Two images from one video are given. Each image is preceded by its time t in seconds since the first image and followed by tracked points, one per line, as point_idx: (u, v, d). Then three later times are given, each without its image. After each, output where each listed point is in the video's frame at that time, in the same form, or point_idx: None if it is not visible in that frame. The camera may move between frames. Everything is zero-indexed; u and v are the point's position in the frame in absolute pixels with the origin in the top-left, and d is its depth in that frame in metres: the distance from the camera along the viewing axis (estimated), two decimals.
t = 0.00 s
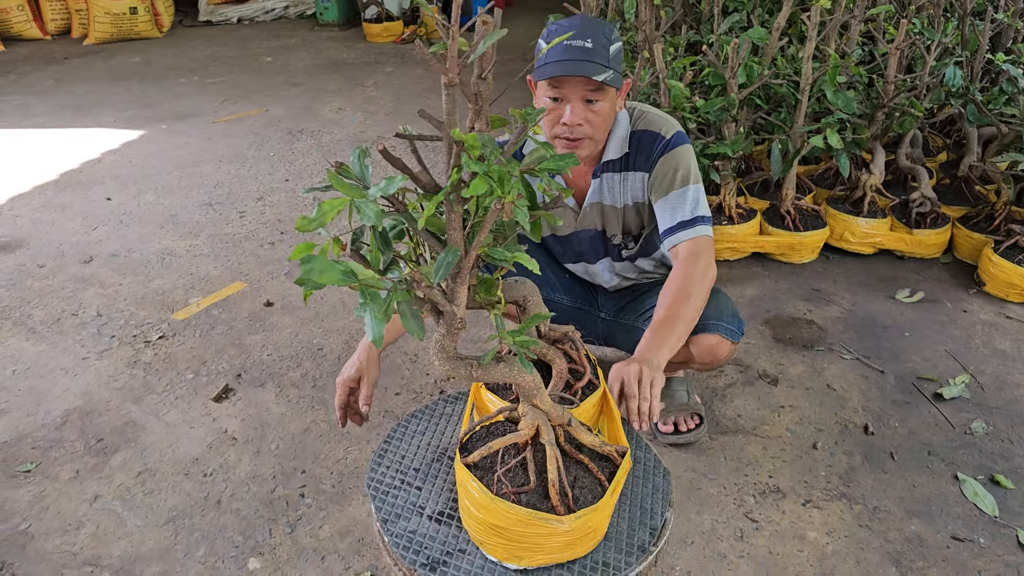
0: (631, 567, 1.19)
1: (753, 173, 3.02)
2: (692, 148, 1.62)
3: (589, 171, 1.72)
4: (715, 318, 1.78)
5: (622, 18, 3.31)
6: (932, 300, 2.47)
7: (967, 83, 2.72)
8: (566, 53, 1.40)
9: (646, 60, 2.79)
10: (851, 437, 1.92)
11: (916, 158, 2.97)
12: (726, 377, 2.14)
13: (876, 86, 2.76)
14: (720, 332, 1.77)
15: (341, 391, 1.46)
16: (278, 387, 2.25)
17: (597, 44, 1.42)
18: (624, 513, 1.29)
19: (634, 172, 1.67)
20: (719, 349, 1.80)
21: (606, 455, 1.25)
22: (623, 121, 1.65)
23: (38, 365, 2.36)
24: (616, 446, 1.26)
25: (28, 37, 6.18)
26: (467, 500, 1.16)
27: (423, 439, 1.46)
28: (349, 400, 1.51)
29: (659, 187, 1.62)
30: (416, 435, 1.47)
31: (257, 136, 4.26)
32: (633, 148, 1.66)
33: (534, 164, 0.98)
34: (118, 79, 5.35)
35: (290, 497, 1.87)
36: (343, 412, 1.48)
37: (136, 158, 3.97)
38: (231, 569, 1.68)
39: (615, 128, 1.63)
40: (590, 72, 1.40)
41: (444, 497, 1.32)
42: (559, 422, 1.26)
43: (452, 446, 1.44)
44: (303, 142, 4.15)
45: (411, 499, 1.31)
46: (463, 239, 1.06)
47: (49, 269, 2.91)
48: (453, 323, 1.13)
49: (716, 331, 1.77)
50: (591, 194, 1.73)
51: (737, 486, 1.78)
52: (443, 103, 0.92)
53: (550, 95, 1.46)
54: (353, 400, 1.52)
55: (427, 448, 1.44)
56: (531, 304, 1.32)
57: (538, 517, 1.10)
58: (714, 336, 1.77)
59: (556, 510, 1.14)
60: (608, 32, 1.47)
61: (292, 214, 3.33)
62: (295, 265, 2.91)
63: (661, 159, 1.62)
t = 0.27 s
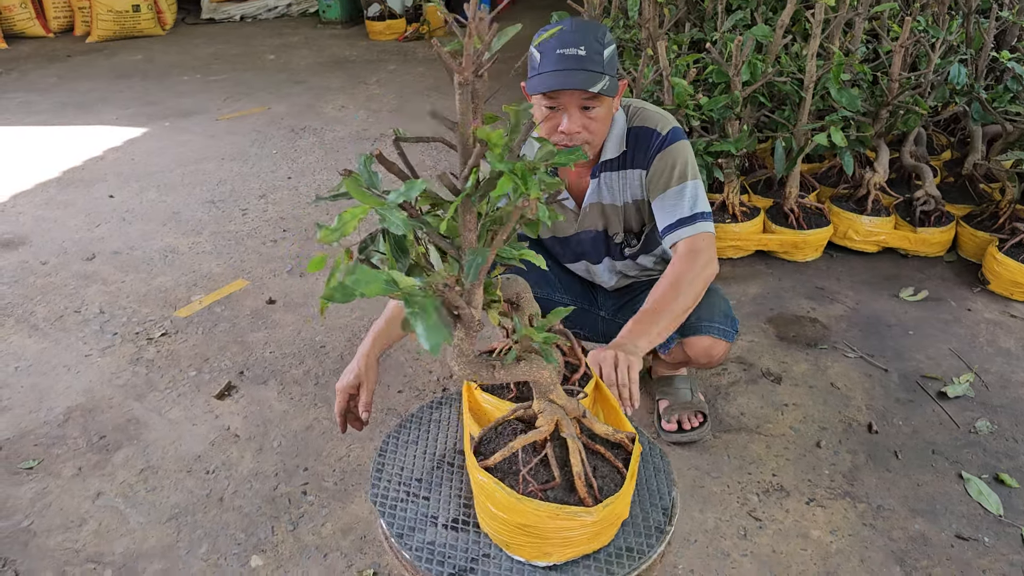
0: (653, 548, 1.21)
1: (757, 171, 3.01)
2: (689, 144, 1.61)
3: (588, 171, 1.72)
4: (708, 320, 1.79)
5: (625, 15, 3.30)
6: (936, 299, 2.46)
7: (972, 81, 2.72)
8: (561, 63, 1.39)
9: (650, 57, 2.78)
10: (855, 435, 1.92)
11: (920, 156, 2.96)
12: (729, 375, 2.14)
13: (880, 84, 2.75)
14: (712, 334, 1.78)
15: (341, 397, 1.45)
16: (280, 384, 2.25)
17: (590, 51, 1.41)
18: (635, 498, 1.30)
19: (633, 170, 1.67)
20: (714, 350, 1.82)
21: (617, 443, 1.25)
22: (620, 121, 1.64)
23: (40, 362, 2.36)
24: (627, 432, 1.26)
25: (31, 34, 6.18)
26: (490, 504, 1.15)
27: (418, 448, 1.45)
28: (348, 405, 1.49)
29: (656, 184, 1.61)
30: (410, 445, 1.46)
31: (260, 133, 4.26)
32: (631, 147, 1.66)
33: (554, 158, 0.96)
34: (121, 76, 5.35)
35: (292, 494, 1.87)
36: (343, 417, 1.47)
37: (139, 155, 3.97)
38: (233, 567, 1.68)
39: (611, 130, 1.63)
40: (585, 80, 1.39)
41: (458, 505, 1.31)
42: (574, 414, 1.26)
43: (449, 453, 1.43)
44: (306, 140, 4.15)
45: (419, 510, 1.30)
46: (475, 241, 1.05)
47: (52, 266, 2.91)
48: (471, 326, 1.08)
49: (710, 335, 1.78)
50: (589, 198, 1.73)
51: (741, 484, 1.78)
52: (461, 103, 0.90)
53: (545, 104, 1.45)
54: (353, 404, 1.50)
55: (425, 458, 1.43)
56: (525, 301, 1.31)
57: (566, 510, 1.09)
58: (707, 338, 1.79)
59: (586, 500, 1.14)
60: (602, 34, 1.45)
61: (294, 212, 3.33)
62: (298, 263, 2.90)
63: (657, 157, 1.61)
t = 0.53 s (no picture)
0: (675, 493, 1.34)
1: (759, 170, 3.00)
2: (689, 154, 1.61)
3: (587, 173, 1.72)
4: (686, 326, 1.81)
5: (627, 14, 3.30)
6: (938, 298, 2.45)
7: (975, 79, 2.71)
8: (562, 69, 1.40)
9: (652, 55, 2.78)
10: (856, 434, 1.91)
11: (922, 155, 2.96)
12: (730, 374, 2.13)
13: (883, 83, 2.75)
14: (691, 339, 1.82)
15: (342, 393, 1.47)
16: (281, 382, 2.25)
17: (591, 57, 1.40)
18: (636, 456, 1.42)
19: (631, 176, 1.67)
20: (696, 353, 1.86)
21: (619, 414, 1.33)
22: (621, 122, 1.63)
23: (41, 359, 2.36)
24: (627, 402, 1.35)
25: (33, 32, 6.18)
26: (554, 507, 1.15)
27: (407, 484, 1.36)
28: (350, 401, 1.50)
29: (651, 192, 1.61)
30: (400, 482, 1.36)
31: (261, 131, 4.26)
32: (631, 152, 1.65)
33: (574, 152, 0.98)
34: (122, 74, 5.35)
35: (292, 491, 1.87)
36: (345, 412, 1.49)
37: (140, 153, 3.97)
38: (233, 565, 1.68)
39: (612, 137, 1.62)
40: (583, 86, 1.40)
41: (493, 523, 1.27)
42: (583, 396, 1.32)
43: (441, 477, 1.37)
44: (307, 138, 4.15)
45: (457, 542, 1.24)
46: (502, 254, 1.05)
47: (53, 264, 2.91)
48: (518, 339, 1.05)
49: (688, 338, 1.82)
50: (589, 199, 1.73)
51: (741, 483, 1.77)
52: (494, 104, 0.92)
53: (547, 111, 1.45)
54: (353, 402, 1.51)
55: (420, 491, 1.35)
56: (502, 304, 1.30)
57: (626, 484, 1.15)
58: (686, 343, 1.83)
59: (639, 464, 1.21)
60: (602, 38, 1.45)
61: (296, 210, 3.32)
62: (299, 261, 2.90)
63: (653, 165, 1.61)
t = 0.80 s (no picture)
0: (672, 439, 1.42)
1: (760, 168, 2.99)
2: (687, 159, 1.61)
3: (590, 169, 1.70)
4: (670, 330, 1.76)
5: (628, 12, 3.29)
6: (940, 297, 2.44)
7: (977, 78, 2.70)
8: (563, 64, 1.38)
9: (652, 54, 2.77)
10: (856, 434, 1.90)
11: (924, 154, 2.95)
12: (731, 373, 2.13)
13: (884, 81, 2.74)
14: (675, 344, 1.77)
15: (333, 378, 1.45)
16: (280, 380, 2.25)
17: (592, 52, 1.39)
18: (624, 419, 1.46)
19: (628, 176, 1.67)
20: (681, 358, 1.81)
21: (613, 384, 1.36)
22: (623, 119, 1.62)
23: (41, 357, 2.36)
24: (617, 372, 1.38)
25: (35, 31, 6.19)
26: (598, 489, 1.17)
27: (426, 521, 1.24)
28: (341, 387, 1.48)
29: (645, 193, 1.60)
30: (417, 521, 1.24)
31: (262, 129, 4.26)
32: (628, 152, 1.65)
33: (570, 134, 0.98)
34: (124, 73, 5.35)
35: (291, 490, 1.86)
36: (334, 397, 1.47)
37: (141, 151, 3.97)
38: (231, 563, 1.68)
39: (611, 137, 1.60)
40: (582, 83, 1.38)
41: (537, 526, 1.22)
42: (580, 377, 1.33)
43: (453, 502, 1.27)
44: (308, 136, 4.14)
45: (514, 558, 1.17)
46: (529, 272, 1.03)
47: (53, 262, 2.91)
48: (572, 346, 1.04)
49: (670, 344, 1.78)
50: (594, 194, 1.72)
51: (741, 483, 1.77)
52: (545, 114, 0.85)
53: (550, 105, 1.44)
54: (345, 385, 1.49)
55: (441, 522, 1.24)
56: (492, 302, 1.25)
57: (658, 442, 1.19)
58: (670, 348, 1.78)
59: (649, 421, 1.29)
60: (605, 35, 1.43)
61: (296, 208, 3.32)
62: (299, 259, 2.90)
63: (648, 167, 1.60)
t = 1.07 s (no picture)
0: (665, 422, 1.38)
1: (762, 167, 2.99)
2: (688, 150, 1.59)
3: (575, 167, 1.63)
4: (700, 323, 1.78)
5: (631, 11, 3.28)
6: (943, 297, 2.43)
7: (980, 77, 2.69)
8: (548, 51, 1.32)
9: (655, 53, 2.76)
10: (859, 434, 1.90)
11: (928, 153, 2.94)
12: (733, 373, 2.12)
13: (888, 80, 2.73)
14: (705, 337, 1.79)
15: (332, 389, 1.44)
16: (282, 378, 2.24)
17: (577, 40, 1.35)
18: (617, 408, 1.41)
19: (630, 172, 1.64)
20: (708, 352, 1.82)
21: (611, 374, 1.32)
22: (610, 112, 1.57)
23: (43, 355, 2.36)
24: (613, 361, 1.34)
25: (38, 29, 6.19)
26: (615, 478, 1.12)
27: (441, 533, 1.14)
28: (339, 397, 1.48)
29: (651, 189, 1.58)
30: (432, 535, 1.14)
31: (264, 128, 4.25)
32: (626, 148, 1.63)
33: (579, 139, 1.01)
34: (126, 71, 5.35)
35: (291, 488, 1.86)
36: (333, 409, 1.46)
37: (143, 149, 3.97)
38: (232, 562, 1.68)
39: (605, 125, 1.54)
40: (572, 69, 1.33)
41: (555, 523, 1.15)
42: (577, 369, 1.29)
43: (463, 511, 1.18)
44: (310, 135, 4.14)
45: (541, 558, 1.09)
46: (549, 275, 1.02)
47: (55, 260, 2.91)
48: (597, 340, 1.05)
49: (704, 336, 1.79)
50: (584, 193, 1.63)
51: (743, 482, 1.76)
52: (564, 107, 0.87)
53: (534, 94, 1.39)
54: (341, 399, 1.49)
55: (455, 532, 1.14)
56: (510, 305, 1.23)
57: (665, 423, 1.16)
58: (701, 341, 1.80)
59: (648, 404, 1.26)
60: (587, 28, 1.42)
61: (298, 206, 3.32)
62: (300, 257, 2.90)
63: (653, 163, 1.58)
